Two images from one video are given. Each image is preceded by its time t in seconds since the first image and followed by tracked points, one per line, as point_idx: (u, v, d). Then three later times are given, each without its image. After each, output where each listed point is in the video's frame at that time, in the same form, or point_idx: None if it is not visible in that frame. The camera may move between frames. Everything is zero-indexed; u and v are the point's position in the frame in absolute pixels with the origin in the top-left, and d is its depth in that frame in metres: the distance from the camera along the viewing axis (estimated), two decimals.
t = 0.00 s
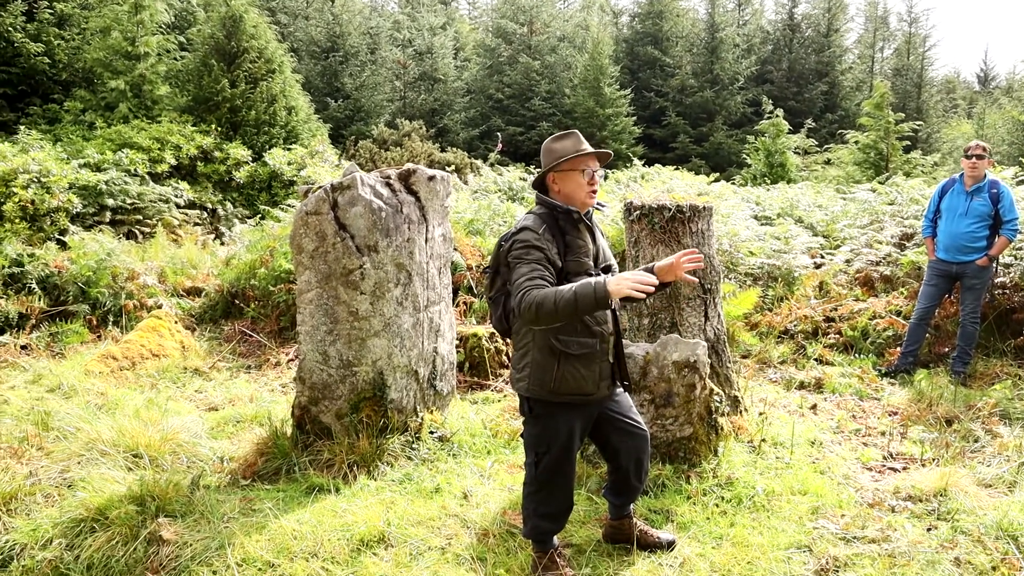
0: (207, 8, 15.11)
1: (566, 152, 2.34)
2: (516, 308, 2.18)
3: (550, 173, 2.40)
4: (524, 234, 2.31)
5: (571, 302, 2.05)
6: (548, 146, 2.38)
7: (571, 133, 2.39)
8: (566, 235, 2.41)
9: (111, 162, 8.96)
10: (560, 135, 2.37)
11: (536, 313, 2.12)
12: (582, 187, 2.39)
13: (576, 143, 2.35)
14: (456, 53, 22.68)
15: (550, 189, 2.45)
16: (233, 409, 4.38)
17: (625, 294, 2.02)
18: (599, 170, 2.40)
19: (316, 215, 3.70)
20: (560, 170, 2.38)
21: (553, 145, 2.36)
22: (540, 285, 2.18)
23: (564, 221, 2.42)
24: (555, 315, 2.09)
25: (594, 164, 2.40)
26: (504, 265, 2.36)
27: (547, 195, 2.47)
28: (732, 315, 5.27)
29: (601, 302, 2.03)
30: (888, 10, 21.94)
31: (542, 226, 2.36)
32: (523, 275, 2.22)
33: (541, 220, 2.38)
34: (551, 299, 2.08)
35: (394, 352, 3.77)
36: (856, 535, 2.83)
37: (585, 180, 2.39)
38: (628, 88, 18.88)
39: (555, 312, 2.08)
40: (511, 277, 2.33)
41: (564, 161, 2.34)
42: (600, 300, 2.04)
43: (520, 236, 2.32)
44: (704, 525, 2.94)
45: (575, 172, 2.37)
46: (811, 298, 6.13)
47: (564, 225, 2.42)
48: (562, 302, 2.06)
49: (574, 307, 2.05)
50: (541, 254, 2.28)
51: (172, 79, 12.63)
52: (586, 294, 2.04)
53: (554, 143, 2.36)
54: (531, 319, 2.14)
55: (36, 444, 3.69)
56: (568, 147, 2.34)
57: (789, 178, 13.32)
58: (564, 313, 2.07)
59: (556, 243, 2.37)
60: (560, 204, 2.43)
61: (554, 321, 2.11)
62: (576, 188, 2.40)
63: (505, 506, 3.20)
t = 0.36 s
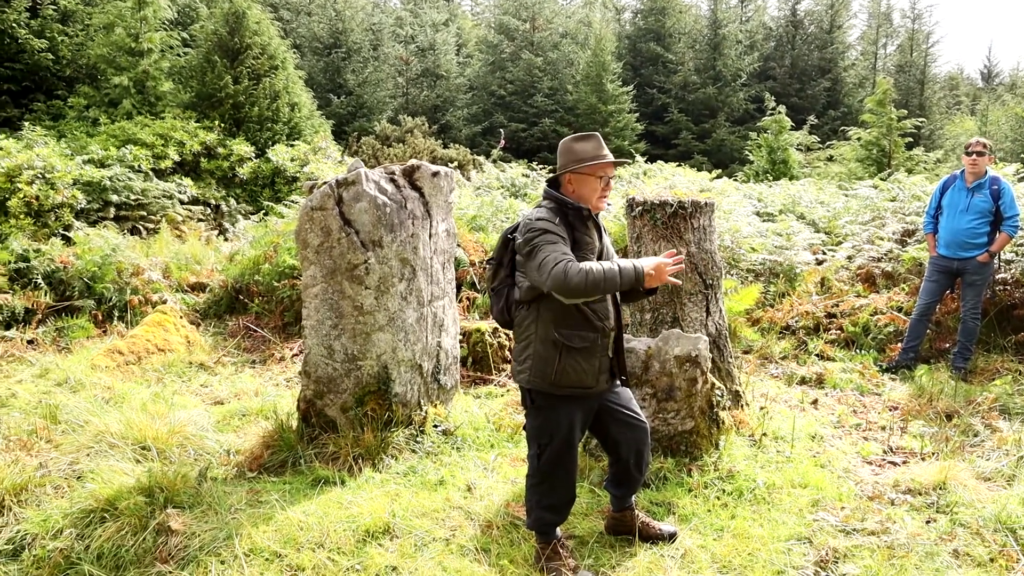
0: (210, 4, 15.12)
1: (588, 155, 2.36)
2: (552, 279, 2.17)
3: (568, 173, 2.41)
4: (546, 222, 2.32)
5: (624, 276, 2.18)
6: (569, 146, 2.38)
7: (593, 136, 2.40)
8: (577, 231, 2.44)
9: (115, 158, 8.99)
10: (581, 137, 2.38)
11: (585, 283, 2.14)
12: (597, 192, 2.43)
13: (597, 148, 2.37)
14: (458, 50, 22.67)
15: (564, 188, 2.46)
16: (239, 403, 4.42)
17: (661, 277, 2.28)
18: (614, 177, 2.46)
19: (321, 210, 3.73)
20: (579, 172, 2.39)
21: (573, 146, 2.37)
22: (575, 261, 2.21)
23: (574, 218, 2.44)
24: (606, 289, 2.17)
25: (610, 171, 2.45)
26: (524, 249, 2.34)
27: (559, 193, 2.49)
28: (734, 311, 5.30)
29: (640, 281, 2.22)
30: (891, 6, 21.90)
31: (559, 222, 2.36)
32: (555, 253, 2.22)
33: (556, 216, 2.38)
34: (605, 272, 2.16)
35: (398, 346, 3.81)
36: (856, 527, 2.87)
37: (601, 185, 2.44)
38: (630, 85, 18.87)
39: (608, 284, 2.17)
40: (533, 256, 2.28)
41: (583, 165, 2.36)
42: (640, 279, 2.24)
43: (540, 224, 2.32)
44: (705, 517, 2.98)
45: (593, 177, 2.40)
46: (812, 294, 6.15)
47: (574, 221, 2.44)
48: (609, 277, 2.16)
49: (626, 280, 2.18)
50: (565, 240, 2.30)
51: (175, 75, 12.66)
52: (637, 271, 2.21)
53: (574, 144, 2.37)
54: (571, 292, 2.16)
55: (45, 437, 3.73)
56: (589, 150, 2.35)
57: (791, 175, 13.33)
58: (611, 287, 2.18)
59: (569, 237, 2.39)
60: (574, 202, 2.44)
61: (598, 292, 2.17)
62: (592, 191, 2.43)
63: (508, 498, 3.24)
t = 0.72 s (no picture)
0: (223, 7, 15.27)
1: (605, 153, 2.39)
2: (574, 269, 2.18)
3: (586, 173, 2.44)
4: (566, 220, 2.34)
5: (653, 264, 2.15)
6: (586, 145, 2.40)
7: (610, 134, 2.44)
8: (596, 231, 2.46)
9: (129, 160, 9.08)
10: (598, 136, 2.41)
11: (609, 269, 2.13)
12: (616, 191, 2.46)
13: (614, 146, 2.40)
14: (469, 52, 22.75)
15: (583, 187, 2.49)
16: (252, 402, 4.46)
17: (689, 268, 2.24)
18: (633, 174, 2.48)
19: (335, 211, 3.77)
20: (598, 171, 2.42)
21: (591, 144, 2.40)
22: (598, 251, 2.22)
23: (594, 217, 2.46)
24: (631, 277, 2.15)
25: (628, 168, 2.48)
26: (545, 243, 2.37)
27: (579, 192, 2.51)
28: (746, 313, 5.29)
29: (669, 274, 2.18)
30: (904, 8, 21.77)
31: (579, 219, 2.38)
32: (577, 244, 2.24)
33: (575, 214, 2.40)
34: (629, 259, 2.13)
35: (411, 346, 3.84)
36: (869, 529, 2.86)
37: (621, 183, 2.47)
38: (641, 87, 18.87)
39: (634, 271, 2.14)
40: (555, 254, 2.30)
41: (602, 163, 2.40)
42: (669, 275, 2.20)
43: (561, 221, 2.35)
44: (717, 518, 2.99)
45: (613, 174, 2.43)
46: (825, 296, 6.13)
47: (594, 221, 2.46)
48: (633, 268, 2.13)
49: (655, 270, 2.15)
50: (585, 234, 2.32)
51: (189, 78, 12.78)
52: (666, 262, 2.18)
53: (591, 143, 2.40)
54: (594, 281, 2.17)
55: (61, 435, 3.78)
56: (607, 149, 2.39)
57: (803, 177, 13.27)
58: (637, 274, 2.14)
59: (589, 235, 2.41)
60: (593, 202, 2.47)
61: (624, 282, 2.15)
62: (611, 190, 2.46)
63: (521, 498, 3.25)
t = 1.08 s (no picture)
0: (220, 7, 15.25)
1: (609, 155, 2.40)
2: (580, 260, 2.19)
3: (589, 175, 2.45)
4: (570, 218, 2.35)
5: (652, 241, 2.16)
6: (589, 147, 2.41)
7: (612, 137, 2.45)
8: (597, 231, 2.47)
9: (125, 159, 9.05)
10: (601, 138, 2.41)
11: (612, 253, 2.13)
12: (617, 193, 2.47)
13: (617, 149, 2.41)
14: (467, 54, 22.78)
15: (586, 190, 2.50)
16: (249, 403, 4.45)
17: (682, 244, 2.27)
18: (634, 177, 2.50)
19: (333, 212, 3.76)
20: (601, 173, 2.43)
21: (594, 147, 2.40)
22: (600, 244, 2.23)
23: (594, 218, 2.47)
24: (634, 260, 2.14)
25: (630, 171, 2.49)
26: (548, 242, 2.37)
27: (580, 194, 2.52)
28: (743, 315, 5.31)
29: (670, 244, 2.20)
30: (899, 13, 21.89)
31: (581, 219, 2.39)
32: (581, 239, 2.24)
33: (578, 215, 2.40)
34: (631, 239, 2.13)
35: (408, 347, 3.84)
36: (865, 531, 2.88)
37: (622, 186, 2.49)
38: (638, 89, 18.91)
39: (636, 247, 2.13)
40: (559, 250, 2.30)
41: (605, 166, 2.40)
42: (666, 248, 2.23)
43: (564, 218, 2.35)
44: (714, 520, 2.99)
45: (615, 177, 2.45)
46: (821, 299, 6.15)
47: (595, 223, 2.47)
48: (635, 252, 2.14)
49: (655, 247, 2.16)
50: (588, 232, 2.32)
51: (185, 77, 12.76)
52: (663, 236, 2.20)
53: (595, 145, 2.40)
54: (598, 270, 2.18)
55: (57, 436, 3.76)
56: (611, 152, 2.40)
57: (799, 180, 13.32)
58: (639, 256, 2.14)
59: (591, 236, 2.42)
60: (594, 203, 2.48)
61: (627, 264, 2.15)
62: (611, 193, 2.47)
63: (518, 499, 3.25)
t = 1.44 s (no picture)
0: (231, 7, 15.33)
1: (634, 154, 2.40)
2: (600, 270, 2.18)
3: (614, 173, 2.45)
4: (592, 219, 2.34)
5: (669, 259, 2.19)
6: (615, 146, 2.41)
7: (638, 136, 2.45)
8: (618, 231, 2.47)
9: (137, 158, 9.12)
10: (627, 137, 2.41)
11: (633, 269, 2.14)
12: (640, 191, 2.47)
13: (643, 148, 2.41)
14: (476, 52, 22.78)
15: (609, 188, 2.50)
16: (260, 400, 4.48)
17: (699, 260, 2.31)
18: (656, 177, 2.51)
19: (343, 210, 3.78)
20: (627, 171, 2.43)
21: (620, 145, 2.40)
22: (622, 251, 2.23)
23: (617, 216, 2.47)
24: (652, 275, 2.16)
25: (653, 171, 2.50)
26: (568, 242, 2.35)
27: (603, 192, 2.51)
28: (754, 313, 5.29)
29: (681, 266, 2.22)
30: (912, 8, 21.69)
31: (603, 219, 2.38)
32: (603, 245, 2.24)
33: (601, 214, 2.40)
34: (651, 255, 2.15)
35: (418, 345, 3.85)
36: (878, 530, 2.86)
37: (645, 185, 2.49)
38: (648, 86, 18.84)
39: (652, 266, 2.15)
40: (579, 253, 2.29)
41: (631, 164, 2.40)
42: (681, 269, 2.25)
43: (587, 220, 2.34)
44: (725, 518, 2.99)
45: (640, 175, 2.45)
46: (833, 297, 6.11)
47: (618, 221, 2.47)
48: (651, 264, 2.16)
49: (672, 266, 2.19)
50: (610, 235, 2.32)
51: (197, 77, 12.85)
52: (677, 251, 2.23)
53: (621, 143, 2.40)
54: (618, 282, 2.18)
55: (71, 432, 3.81)
56: (637, 150, 2.39)
57: (811, 177, 13.22)
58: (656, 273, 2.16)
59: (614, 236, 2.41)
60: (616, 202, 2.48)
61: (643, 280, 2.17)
62: (634, 192, 2.47)
63: (528, 497, 3.26)
